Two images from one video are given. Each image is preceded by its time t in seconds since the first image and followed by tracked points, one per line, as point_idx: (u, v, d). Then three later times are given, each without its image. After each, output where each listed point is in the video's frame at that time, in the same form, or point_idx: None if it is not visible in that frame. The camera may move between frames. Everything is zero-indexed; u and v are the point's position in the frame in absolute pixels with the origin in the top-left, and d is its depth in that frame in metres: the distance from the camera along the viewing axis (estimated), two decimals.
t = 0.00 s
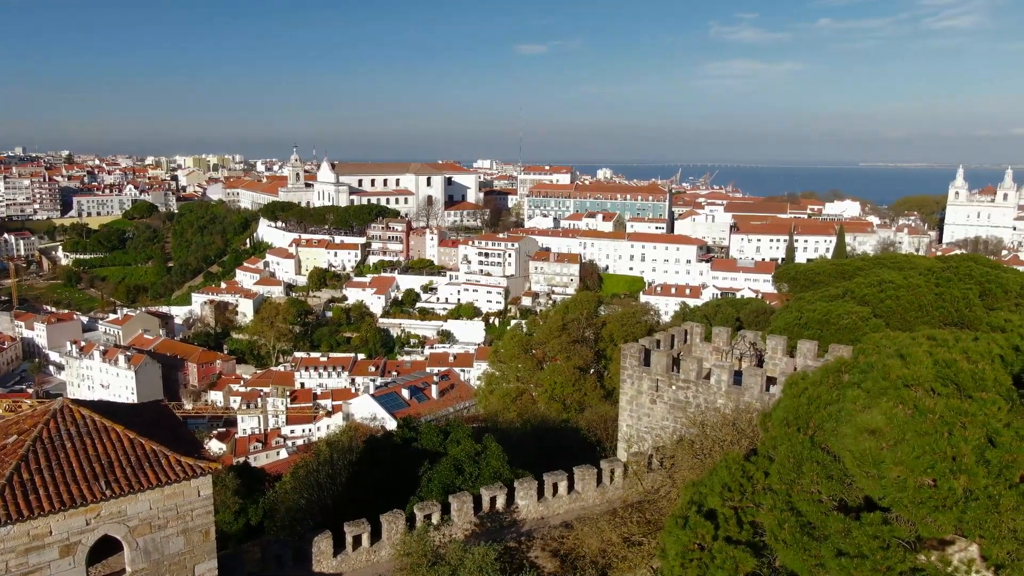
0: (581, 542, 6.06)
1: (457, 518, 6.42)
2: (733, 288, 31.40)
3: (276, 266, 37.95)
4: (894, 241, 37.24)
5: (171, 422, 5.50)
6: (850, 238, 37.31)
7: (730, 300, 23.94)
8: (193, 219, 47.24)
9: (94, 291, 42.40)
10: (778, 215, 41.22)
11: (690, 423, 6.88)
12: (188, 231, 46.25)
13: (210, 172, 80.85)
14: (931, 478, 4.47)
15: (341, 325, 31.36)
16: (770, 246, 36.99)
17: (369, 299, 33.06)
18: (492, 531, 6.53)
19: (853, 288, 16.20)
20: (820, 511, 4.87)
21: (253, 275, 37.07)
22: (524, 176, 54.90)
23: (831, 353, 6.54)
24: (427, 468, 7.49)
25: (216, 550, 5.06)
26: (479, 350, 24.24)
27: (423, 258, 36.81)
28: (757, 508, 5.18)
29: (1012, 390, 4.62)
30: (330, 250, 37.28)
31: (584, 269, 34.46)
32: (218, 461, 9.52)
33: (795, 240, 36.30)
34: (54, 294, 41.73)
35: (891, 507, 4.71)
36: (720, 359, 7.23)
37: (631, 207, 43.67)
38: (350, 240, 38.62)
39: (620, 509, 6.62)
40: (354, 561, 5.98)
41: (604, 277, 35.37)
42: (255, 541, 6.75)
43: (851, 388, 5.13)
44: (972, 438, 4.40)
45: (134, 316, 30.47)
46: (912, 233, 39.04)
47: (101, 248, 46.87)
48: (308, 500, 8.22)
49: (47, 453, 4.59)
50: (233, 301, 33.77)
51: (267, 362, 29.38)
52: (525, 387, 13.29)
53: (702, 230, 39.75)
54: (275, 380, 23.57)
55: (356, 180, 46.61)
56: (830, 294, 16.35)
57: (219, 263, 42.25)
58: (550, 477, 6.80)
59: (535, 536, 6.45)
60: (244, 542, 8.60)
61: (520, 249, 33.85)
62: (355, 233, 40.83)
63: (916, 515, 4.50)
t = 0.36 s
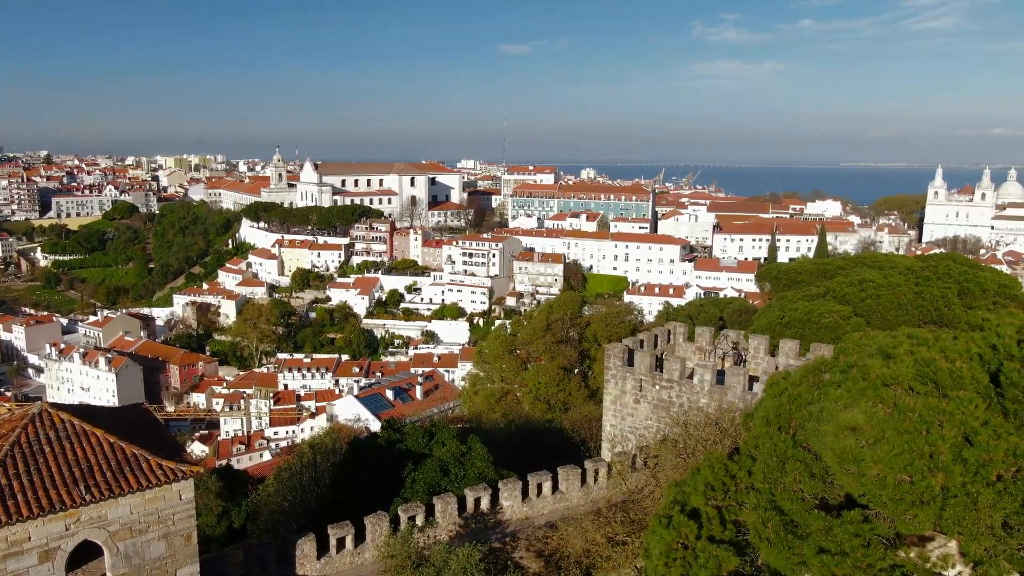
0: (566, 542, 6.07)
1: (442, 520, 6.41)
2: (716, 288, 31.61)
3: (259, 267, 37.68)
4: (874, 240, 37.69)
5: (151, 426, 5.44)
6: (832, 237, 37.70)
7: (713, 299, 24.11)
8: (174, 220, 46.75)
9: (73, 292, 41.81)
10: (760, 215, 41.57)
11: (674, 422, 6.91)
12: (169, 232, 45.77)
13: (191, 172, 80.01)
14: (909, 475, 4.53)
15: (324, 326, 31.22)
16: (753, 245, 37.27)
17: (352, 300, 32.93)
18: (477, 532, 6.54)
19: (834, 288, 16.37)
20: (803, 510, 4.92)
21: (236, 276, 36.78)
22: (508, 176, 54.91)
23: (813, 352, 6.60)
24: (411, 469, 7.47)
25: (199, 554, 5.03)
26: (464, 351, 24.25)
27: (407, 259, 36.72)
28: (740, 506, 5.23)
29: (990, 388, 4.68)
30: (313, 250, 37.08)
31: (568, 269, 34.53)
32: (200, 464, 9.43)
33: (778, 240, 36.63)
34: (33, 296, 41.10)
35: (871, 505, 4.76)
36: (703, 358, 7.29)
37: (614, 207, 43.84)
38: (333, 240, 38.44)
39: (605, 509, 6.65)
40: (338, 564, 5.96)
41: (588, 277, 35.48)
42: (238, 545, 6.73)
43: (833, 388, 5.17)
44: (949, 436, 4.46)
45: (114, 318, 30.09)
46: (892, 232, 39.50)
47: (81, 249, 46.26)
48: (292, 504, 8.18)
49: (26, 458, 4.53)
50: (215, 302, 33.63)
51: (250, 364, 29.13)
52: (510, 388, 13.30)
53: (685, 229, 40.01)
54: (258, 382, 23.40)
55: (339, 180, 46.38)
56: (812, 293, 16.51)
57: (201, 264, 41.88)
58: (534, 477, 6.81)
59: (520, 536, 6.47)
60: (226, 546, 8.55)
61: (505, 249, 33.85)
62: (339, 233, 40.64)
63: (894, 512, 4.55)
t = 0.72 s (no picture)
0: (551, 543, 6.08)
1: (427, 520, 6.42)
2: (702, 288, 31.80)
3: (244, 268, 37.46)
4: (857, 239, 38.08)
5: (132, 428, 5.40)
6: (816, 237, 38.04)
7: (699, 299, 24.26)
8: (157, 221, 46.35)
9: (54, 294, 41.33)
10: (745, 215, 41.86)
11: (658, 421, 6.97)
12: (153, 233, 45.35)
13: (174, 172, 79.35)
14: (892, 472, 4.54)
15: (310, 327, 31.09)
16: (738, 245, 37.52)
17: (338, 300, 32.87)
18: (463, 533, 6.55)
19: (818, 287, 16.52)
20: (785, 509, 4.98)
21: (220, 277, 36.54)
22: (494, 176, 54.91)
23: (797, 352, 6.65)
24: (396, 471, 7.46)
25: (182, 557, 5.01)
26: (450, 351, 24.26)
27: (393, 259, 36.65)
28: (724, 505, 5.28)
29: (970, 387, 4.74)
30: (298, 251, 36.91)
31: (554, 269, 34.60)
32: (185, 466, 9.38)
33: (762, 239, 36.91)
34: (13, 298, 40.52)
35: (853, 502, 4.79)
36: (688, 358, 7.35)
37: (600, 207, 43.98)
38: (318, 241, 38.28)
39: (590, 509, 6.67)
40: (323, 566, 5.95)
41: (574, 277, 35.57)
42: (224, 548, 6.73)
43: (815, 387, 5.23)
44: (930, 434, 4.50)
45: (97, 319, 29.79)
46: (875, 231, 39.93)
47: (62, 250, 45.72)
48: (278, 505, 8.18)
49: (5, 461, 4.49)
50: (199, 303, 33.41)
51: (235, 365, 28.92)
52: (497, 388, 13.32)
53: (671, 229, 40.23)
54: (243, 383, 23.25)
55: (325, 180, 46.19)
56: (796, 292, 16.67)
57: (185, 266, 41.57)
58: (519, 478, 6.84)
59: (506, 536, 6.49)
60: (211, 548, 8.53)
61: (491, 249, 33.86)
62: (324, 233, 40.48)
63: (877, 510, 4.56)
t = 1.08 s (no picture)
0: (536, 544, 6.10)
1: (413, 522, 6.42)
2: (687, 287, 31.97)
3: (228, 269, 37.19)
4: (840, 239, 38.44)
5: (113, 432, 5.35)
6: (800, 237, 38.35)
7: (685, 298, 24.40)
8: (140, 221, 45.92)
9: (35, 295, 40.83)
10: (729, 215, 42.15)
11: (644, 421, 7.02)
12: (135, 234, 44.90)
13: (157, 172, 78.61)
14: (873, 471, 4.59)
15: (295, 328, 30.93)
16: (723, 245, 37.75)
17: (323, 300, 32.76)
18: (448, 533, 6.56)
19: (801, 287, 16.68)
20: (766, 507, 5.02)
21: (204, 278, 36.31)
22: (479, 176, 54.89)
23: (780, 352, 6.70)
24: (382, 472, 7.45)
25: (165, 561, 4.98)
26: (436, 351, 24.25)
27: (379, 259, 36.55)
28: (707, 504, 5.35)
29: (949, 385, 4.80)
30: (283, 251, 36.70)
31: (540, 269, 34.64)
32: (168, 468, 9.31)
33: (746, 239, 37.18)
34: None
35: (834, 500, 4.82)
36: (673, 357, 7.41)
37: (586, 207, 44.11)
38: (303, 241, 38.09)
39: (576, 508, 6.70)
40: (307, 567, 5.94)
41: (560, 277, 35.65)
42: (207, 551, 6.69)
43: (797, 387, 5.29)
44: (910, 432, 4.56)
45: (79, 321, 29.45)
46: (858, 231, 40.32)
47: (43, 251, 45.12)
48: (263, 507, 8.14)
49: None
50: (183, 304, 33.13)
51: (219, 366, 28.73)
52: (483, 388, 13.33)
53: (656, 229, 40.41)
54: (227, 385, 23.09)
55: (309, 180, 45.95)
56: (780, 292, 16.79)
57: (168, 266, 41.22)
58: (504, 478, 6.86)
59: (492, 536, 6.49)
60: (195, 550, 8.48)
61: (476, 249, 33.82)
62: (309, 233, 40.28)
63: (858, 508, 4.60)
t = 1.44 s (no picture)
0: (521, 544, 6.13)
1: (398, 522, 6.42)
2: (672, 287, 32.15)
3: (212, 269, 36.90)
4: (823, 238, 38.84)
5: (95, 433, 5.30)
6: (783, 236, 38.68)
7: (670, 298, 24.56)
8: (123, 221, 45.47)
9: (15, 296, 40.31)
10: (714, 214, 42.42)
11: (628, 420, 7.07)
12: (118, 235, 44.43)
13: (140, 172, 77.84)
14: (852, 469, 4.65)
15: (279, 329, 30.77)
16: (707, 244, 38.02)
17: (308, 301, 32.64)
18: (434, 533, 6.57)
19: (785, 286, 16.82)
20: (750, 505, 5.07)
21: (188, 278, 36.06)
22: (465, 176, 54.83)
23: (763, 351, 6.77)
24: (367, 474, 7.44)
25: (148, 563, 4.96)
26: (422, 351, 24.22)
27: (364, 259, 36.43)
28: (690, 503, 5.40)
29: (929, 382, 4.86)
30: (267, 251, 36.49)
31: (526, 269, 34.69)
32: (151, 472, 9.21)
33: (731, 238, 37.45)
34: None
35: (816, 498, 4.88)
36: (658, 356, 7.46)
37: (571, 206, 44.21)
38: (288, 241, 37.90)
39: (562, 507, 6.73)
40: (293, 569, 5.92)
41: (545, 276, 35.71)
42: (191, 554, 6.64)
43: (779, 386, 5.33)
44: (889, 431, 4.62)
45: (60, 322, 29.11)
46: (841, 230, 40.74)
47: (23, 252, 44.54)
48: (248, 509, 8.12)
49: None
50: (166, 306, 32.83)
51: (203, 368, 28.51)
52: (469, 388, 13.33)
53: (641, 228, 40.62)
54: (211, 387, 22.92)
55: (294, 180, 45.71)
56: (763, 291, 16.93)
57: (151, 267, 40.87)
58: (490, 479, 6.88)
59: (478, 537, 6.51)
60: (180, 553, 8.44)
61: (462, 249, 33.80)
62: (294, 234, 40.09)
63: (838, 505, 4.66)
